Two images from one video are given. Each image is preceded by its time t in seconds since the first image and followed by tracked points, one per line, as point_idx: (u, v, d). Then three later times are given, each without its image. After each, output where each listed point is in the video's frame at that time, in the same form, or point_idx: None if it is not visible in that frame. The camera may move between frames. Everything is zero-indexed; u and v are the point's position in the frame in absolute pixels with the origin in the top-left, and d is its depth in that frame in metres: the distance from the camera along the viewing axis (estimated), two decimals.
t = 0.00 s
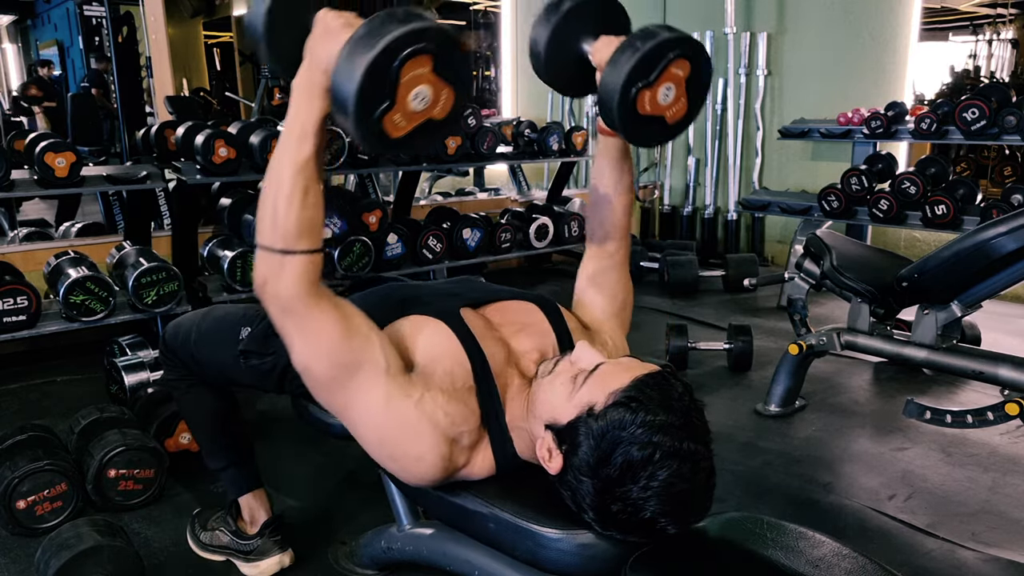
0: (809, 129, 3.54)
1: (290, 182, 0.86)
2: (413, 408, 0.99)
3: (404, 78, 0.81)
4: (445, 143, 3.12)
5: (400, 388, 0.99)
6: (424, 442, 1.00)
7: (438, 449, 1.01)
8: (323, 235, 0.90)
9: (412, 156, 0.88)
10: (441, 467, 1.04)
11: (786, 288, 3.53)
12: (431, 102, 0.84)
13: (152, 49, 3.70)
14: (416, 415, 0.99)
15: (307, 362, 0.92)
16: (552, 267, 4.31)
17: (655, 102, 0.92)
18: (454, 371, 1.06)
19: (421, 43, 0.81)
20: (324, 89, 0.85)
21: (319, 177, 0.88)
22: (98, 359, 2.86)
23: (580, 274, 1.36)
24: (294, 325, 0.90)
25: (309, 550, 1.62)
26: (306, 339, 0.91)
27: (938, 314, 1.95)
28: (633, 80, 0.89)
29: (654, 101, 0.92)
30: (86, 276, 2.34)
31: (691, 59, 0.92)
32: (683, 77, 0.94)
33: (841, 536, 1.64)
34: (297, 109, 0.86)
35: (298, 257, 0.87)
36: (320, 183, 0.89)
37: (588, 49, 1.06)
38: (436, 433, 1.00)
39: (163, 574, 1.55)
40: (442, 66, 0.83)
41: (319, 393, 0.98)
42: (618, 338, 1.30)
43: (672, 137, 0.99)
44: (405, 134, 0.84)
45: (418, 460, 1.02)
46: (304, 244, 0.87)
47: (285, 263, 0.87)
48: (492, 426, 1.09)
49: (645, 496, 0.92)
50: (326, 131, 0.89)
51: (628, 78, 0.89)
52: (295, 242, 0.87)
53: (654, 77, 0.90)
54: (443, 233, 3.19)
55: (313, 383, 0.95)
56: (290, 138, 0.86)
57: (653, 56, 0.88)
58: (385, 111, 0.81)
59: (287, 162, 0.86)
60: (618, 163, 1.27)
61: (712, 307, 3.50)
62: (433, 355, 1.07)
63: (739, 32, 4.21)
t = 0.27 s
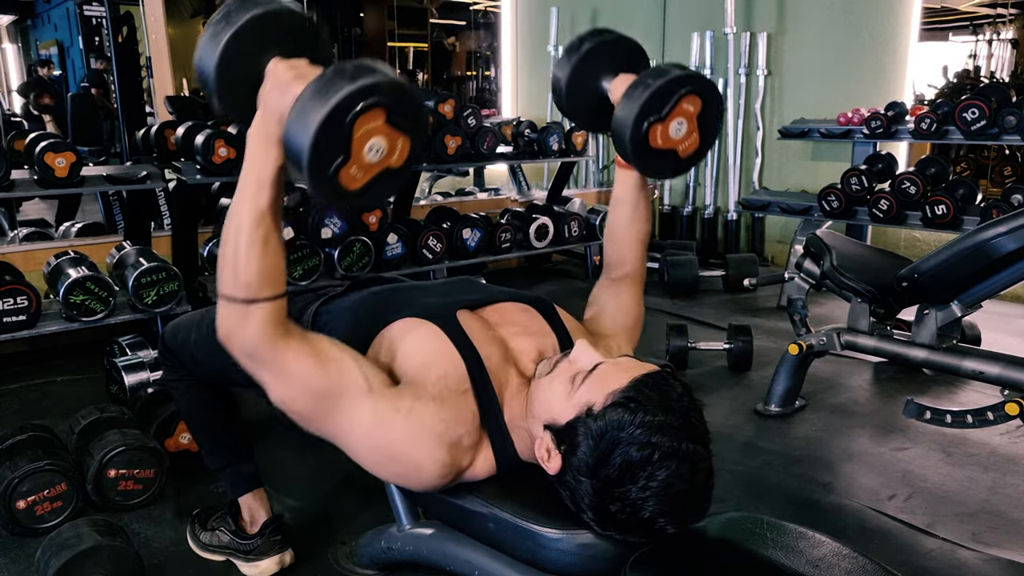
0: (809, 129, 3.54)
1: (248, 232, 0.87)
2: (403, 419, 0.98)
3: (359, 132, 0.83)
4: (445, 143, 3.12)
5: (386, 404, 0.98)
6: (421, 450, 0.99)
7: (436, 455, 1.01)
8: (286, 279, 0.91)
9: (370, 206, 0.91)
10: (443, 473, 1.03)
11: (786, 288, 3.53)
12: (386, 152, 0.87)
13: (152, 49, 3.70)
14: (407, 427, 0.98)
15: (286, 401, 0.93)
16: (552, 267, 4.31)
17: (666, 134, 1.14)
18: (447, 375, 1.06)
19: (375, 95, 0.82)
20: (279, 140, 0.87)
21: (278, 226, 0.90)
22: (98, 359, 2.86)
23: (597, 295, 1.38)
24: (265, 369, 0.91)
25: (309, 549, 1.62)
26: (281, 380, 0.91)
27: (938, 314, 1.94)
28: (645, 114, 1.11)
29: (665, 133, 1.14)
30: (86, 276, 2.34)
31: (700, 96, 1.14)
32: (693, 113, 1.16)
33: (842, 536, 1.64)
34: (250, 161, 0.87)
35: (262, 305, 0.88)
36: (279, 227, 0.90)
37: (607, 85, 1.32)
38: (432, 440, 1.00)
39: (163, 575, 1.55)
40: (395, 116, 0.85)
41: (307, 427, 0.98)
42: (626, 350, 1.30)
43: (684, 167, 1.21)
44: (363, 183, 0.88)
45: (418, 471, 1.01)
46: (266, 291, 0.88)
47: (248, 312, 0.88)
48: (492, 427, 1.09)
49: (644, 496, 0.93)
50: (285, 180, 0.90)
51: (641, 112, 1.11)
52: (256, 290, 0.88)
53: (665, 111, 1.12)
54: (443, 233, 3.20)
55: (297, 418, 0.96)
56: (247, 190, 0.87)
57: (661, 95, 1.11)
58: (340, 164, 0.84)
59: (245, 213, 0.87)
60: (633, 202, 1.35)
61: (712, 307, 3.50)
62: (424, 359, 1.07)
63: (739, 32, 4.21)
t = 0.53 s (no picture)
0: (809, 129, 3.54)
1: (216, 300, 0.88)
2: (398, 430, 0.99)
3: (322, 199, 0.84)
4: (445, 143, 3.12)
5: (376, 422, 0.99)
6: (420, 457, 1.00)
7: (437, 459, 1.01)
8: (258, 336, 0.93)
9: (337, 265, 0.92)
10: (446, 478, 1.03)
11: (787, 288, 3.53)
12: (350, 214, 0.88)
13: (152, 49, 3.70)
14: (401, 439, 0.99)
15: (274, 445, 0.95)
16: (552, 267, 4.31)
17: (676, 173, 1.24)
18: (443, 380, 1.06)
19: (335, 163, 0.83)
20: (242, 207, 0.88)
21: (247, 290, 0.91)
22: (98, 359, 2.86)
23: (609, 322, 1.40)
24: (246, 422, 0.93)
25: (309, 550, 1.62)
26: (264, 429, 0.94)
27: (938, 314, 1.94)
28: (656, 154, 1.20)
29: (676, 173, 1.24)
30: (86, 276, 2.34)
31: (710, 141, 1.23)
32: (704, 157, 1.25)
33: (841, 536, 1.64)
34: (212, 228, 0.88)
35: (236, 366, 0.90)
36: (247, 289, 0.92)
37: (625, 129, 1.41)
38: (430, 448, 1.00)
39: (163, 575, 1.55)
40: (358, 180, 0.86)
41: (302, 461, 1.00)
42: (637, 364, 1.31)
43: (694, 207, 1.30)
44: (330, 247, 0.89)
45: (420, 479, 1.01)
46: (238, 352, 0.90)
47: (223, 373, 0.90)
48: (493, 427, 1.09)
49: (643, 496, 0.92)
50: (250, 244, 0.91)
51: (652, 151, 1.20)
52: (229, 353, 0.90)
53: (676, 151, 1.21)
54: (443, 233, 3.20)
55: (289, 456, 0.98)
56: (213, 256, 0.89)
57: (673, 137, 1.20)
58: (305, 232, 0.85)
59: (213, 280, 0.89)
60: (649, 234, 1.41)
61: (712, 307, 3.50)
62: (421, 364, 1.06)
63: (739, 33, 4.21)
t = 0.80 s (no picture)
0: (809, 129, 3.54)
1: (199, 371, 0.88)
2: (391, 444, 0.97)
3: (292, 267, 0.83)
4: (445, 143, 3.12)
5: (368, 441, 0.97)
6: (420, 466, 0.99)
7: (435, 464, 1.00)
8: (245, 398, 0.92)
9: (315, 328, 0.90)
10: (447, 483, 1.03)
11: (786, 288, 3.53)
12: (322, 278, 0.87)
13: (152, 49, 3.70)
14: (397, 453, 0.97)
15: (276, 490, 0.94)
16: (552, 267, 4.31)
17: (684, 221, 1.24)
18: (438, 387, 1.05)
19: (303, 232, 0.82)
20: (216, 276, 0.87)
21: (228, 356, 0.90)
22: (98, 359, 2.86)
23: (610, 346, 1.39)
24: (242, 479, 0.92)
25: (309, 550, 1.62)
26: (261, 479, 0.93)
27: (938, 315, 1.95)
28: (666, 201, 1.21)
29: (684, 221, 1.24)
30: (86, 276, 2.34)
31: (718, 191, 1.25)
32: (711, 205, 1.26)
33: (841, 536, 1.64)
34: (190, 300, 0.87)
35: (224, 432, 0.89)
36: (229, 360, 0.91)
37: (631, 173, 1.42)
38: (426, 457, 0.99)
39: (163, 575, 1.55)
40: (327, 245, 0.85)
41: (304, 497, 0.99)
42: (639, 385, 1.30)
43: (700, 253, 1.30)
44: (305, 313, 0.87)
45: (421, 488, 1.00)
46: (225, 417, 0.89)
47: (212, 439, 0.89)
48: (493, 427, 1.09)
49: (640, 496, 0.92)
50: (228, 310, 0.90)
51: (662, 199, 1.21)
52: (217, 419, 0.89)
53: (685, 199, 1.21)
54: (443, 233, 3.20)
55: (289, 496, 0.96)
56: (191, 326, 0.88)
57: (683, 185, 1.21)
58: (278, 301, 0.83)
59: (193, 353, 0.88)
60: (649, 283, 1.42)
61: (712, 307, 3.50)
62: (417, 370, 1.07)
63: (739, 33, 4.22)
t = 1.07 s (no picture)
0: (809, 129, 3.54)
1: (203, 418, 0.93)
2: (390, 454, 0.97)
3: (281, 314, 0.85)
4: (445, 143, 3.12)
5: (367, 454, 0.97)
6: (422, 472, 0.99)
7: (436, 468, 1.00)
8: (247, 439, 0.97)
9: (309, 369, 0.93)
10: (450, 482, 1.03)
11: (787, 288, 3.53)
12: (312, 322, 0.89)
13: (152, 49, 3.70)
14: (398, 461, 0.97)
15: (287, 521, 0.96)
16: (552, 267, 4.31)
17: (689, 258, 1.29)
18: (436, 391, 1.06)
19: (290, 279, 0.84)
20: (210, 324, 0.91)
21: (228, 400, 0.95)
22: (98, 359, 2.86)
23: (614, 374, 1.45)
24: (251, 516, 0.96)
25: (309, 550, 1.62)
26: (269, 514, 0.95)
27: (938, 314, 1.95)
28: (671, 239, 1.26)
29: (688, 257, 1.29)
30: (86, 276, 2.34)
31: (720, 229, 1.29)
32: (714, 243, 1.31)
33: (842, 536, 1.64)
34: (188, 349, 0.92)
35: (229, 474, 0.94)
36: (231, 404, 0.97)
37: (634, 209, 1.51)
38: (428, 462, 0.99)
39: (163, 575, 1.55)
40: (314, 291, 0.87)
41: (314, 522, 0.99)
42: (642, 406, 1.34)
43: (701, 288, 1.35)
44: (297, 356, 0.90)
45: (425, 492, 1.00)
46: (228, 460, 0.94)
47: (220, 482, 0.94)
48: (493, 427, 1.09)
49: (640, 496, 0.92)
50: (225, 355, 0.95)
51: (668, 236, 1.25)
52: (221, 462, 0.94)
53: (689, 237, 1.26)
54: (443, 233, 3.20)
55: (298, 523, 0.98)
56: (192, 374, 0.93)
57: (689, 224, 1.25)
58: (269, 348, 0.86)
59: (197, 402, 0.93)
60: (650, 313, 1.48)
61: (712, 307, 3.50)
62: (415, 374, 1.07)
63: (739, 33, 4.21)
